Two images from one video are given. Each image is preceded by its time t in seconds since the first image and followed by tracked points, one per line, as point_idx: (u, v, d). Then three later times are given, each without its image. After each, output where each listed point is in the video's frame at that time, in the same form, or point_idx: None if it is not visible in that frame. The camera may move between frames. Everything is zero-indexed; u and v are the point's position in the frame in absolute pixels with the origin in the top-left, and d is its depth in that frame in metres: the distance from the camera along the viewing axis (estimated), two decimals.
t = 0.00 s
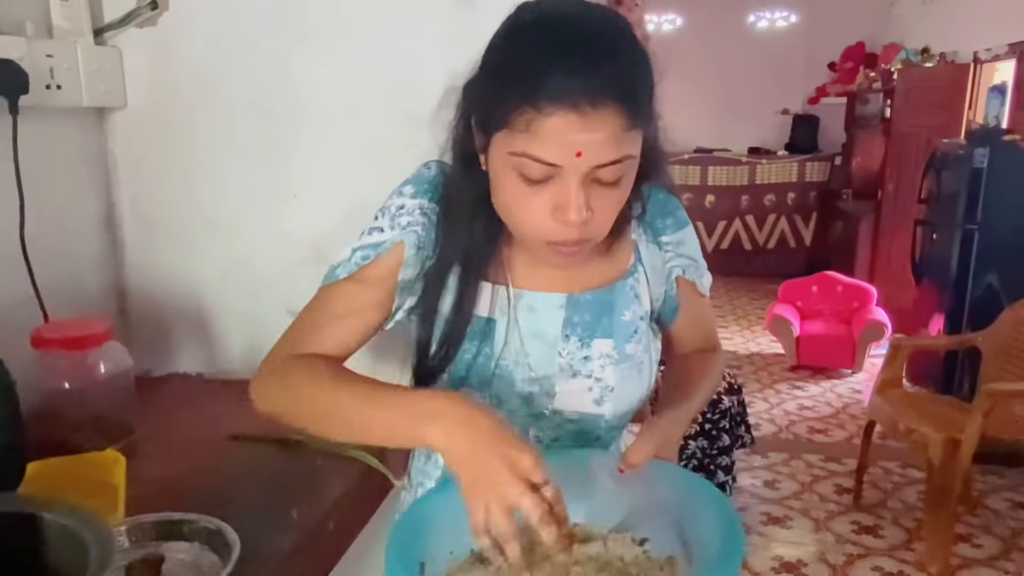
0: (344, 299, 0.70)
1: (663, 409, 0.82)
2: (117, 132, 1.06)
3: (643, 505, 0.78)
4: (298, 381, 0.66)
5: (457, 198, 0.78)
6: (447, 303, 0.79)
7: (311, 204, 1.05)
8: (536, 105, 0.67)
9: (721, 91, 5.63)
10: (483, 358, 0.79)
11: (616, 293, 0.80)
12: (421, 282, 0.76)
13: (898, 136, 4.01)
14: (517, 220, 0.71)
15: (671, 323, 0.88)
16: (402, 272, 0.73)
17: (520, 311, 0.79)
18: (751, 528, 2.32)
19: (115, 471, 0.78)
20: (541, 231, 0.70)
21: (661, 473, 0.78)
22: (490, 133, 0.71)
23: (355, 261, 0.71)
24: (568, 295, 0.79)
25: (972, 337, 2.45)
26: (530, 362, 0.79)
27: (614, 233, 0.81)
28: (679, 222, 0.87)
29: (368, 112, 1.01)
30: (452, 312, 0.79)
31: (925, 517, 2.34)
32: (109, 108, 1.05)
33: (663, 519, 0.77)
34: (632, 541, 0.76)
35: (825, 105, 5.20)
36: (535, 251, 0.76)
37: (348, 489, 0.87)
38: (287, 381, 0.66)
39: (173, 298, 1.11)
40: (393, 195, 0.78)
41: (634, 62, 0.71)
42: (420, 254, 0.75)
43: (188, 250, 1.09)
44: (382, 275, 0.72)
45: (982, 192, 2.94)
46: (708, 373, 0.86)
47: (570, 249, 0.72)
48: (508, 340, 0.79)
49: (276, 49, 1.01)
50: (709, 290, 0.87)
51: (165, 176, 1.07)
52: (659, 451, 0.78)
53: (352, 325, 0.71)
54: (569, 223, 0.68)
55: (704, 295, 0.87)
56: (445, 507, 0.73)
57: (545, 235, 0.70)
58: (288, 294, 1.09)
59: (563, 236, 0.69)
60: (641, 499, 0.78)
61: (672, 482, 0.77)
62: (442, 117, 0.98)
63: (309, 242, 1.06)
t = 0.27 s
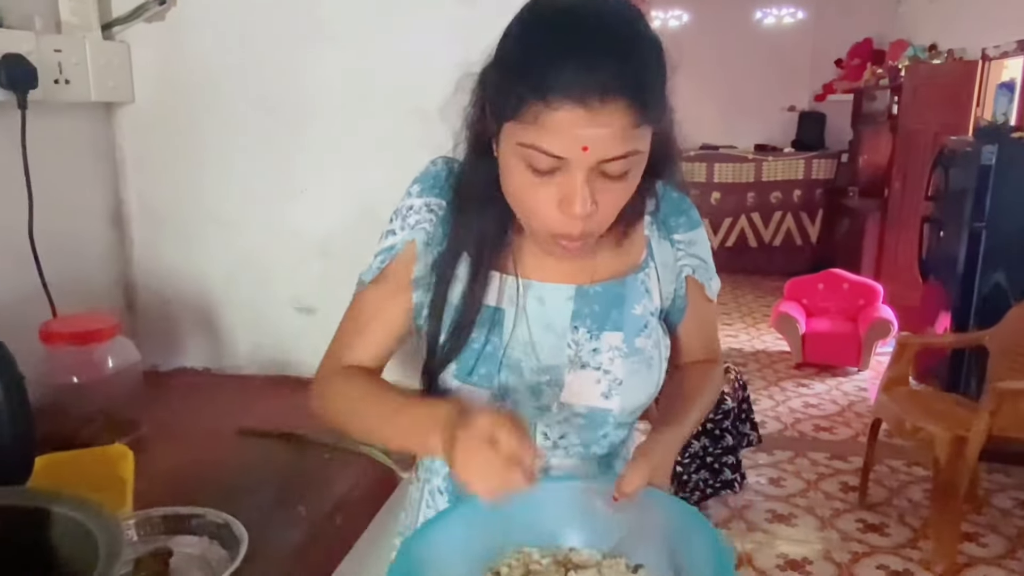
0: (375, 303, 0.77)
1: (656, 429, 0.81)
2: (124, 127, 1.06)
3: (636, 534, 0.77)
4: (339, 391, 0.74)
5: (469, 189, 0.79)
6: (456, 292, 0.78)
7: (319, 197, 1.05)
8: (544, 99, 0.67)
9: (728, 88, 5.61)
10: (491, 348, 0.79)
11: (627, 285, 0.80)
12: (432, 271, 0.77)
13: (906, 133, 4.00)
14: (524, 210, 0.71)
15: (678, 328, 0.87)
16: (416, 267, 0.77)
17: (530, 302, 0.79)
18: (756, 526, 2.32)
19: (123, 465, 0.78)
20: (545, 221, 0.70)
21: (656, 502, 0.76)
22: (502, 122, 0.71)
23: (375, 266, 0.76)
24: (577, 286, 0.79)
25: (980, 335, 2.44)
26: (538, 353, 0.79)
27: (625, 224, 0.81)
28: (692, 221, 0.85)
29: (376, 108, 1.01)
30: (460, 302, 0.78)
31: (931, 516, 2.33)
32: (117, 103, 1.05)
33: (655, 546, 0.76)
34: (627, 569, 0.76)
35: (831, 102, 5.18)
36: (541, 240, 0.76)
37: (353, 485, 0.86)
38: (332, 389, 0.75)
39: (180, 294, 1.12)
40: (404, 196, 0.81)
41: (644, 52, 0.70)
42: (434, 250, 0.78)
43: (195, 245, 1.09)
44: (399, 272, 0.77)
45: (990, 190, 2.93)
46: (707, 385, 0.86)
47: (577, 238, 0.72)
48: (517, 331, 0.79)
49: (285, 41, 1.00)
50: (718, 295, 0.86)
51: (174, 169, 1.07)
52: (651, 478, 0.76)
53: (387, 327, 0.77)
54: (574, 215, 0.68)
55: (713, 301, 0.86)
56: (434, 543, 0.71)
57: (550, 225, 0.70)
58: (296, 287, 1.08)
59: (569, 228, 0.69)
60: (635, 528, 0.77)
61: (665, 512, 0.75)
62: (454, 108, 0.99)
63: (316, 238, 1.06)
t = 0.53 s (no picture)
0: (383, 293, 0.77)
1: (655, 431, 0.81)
2: (129, 123, 1.06)
3: (624, 536, 0.77)
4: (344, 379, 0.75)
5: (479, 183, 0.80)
6: (463, 283, 0.79)
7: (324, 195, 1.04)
8: (547, 89, 0.68)
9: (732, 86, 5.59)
10: (496, 337, 0.79)
11: (635, 277, 0.79)
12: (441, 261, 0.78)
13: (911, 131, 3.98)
14: (525, 197, 0.71)
15: (687, 327, 0.86)
16: (421, 260, 0.77)
17: (537, 292, 0.78)
18: (759, 524, 2.32)
19: (127, 462, 0.78)
20: (542, 209, 0.71)
21: (646, 507, 0.76)
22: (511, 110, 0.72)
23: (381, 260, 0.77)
24: (584, 276, 0.78)
25: (985, 334, 2.43)
26: (544, 342, 0.79)
27: (635, 218, 0.81)
28: (701, 219, 0.84)
29: (381, 103, 1.00)
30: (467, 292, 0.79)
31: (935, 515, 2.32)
32: (121, 99, 1.05)
33: (641, 547, 0.76)
34: (612, 569, 0.75)
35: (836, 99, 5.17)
36: (549, 234, 0.77)
37: (358, 483, 0.86)
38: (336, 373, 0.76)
39: (184, 290, 1.11)
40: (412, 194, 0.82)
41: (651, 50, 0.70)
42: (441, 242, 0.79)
43: (200, 242, 1.09)
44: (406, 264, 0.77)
45: (996, 188, 2.92)
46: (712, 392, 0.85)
47: (575, 231, 0.73)
48: (523, 320, 0.79)
49: (291, 38, 1.00)
50: (727, 296, 0.85)
51: (179, 165, 1.07)
52: (642, 481, 0.76)
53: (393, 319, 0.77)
54: (568, 204, 0.69)
55: (722, 301, 0.85)
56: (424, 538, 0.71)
57: (546, 214, 0.70)
58: (301, 284, 1.08)
59: (565, 216, 0.70)
60: (623, 531, 0.77)
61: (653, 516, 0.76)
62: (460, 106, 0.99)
63: (321, 234, 1.06)
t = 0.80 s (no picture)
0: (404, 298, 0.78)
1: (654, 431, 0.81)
2: (135, 120, 1.06)
3: (605, 536, 0.78)
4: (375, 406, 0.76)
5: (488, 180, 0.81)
6: (470, 275, 0.79)
7: (328, 193, 1.04)
8: (543, 74, 0.68)
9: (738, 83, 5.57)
10: (502, 328, 0.79)
11: (643, 272, 0.79)
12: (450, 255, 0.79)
13: (918, 129, 3.96)
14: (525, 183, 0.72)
15: (699, 330, 0.84)
16: (437, 258, 0.78)
17: (544, 286, 0.79)
18: (764, 523, 2.31)
19: (134, 458, 0.78)
20: (542, 193, 0.70)
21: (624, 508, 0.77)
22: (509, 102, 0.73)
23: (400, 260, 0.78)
24: (592, 272, 0.78)
25: (992, 333, 2.42)
26: (551, 334, 0.78)
27: (646, 215, 0.81)
28: (713, 220, 0.83)
29: (387, 100, 1.00)
30: (474, 284, 0.79)
31: (941, 514, 2.32)
32: (128, 96, 1.05)
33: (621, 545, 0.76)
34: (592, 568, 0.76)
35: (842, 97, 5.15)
36: (551, 219, 0.76)
37: (364, 480, 0.86)
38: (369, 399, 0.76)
39: (191, 287, 1.11)
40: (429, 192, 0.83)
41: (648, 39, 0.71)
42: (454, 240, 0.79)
43: (206, 239, 1.09)
44: (423, 261, 0.78)
45: (1003, 186, 2.91)
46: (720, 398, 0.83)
47: (576, 215, 0.72)
48: (530, 313, 0.79)
49: (296, 36, 1.00)
50: (744, 300, 0.83)
51: (184, 162, 1.07)
52: (621, 480, 0.77)
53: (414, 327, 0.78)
54: (566, 187, 0.68)
55: (739, 305, 0.83)
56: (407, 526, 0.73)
57: (545, 197, 0.70)
58: (306, 281, 1.08)
59: (563, 200, 0.69)
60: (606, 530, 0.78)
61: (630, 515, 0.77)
62: (468, 100, 0.98)
63: (327, 231, 1.06)
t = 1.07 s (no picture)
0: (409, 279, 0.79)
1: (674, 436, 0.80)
2: (145, 117, 1.06)
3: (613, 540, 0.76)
4: (373, 384, 0.76)
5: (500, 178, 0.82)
6: (479, 269, 0.80)
7: (336, 191, 1.04)
8: (538, 64, 0.69)
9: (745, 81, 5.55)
10: (510, 323, 0.80)
11: (655, 269, 0.79)
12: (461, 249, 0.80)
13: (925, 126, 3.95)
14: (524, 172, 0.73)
15: (716, 331, 0.84)
16: (447, 250, 0.79)
17: (554, 281, 0.79)
18: (771, 522, 2.31)
19: (145, 454, 0.78)
20: (539, 181, 0.71)
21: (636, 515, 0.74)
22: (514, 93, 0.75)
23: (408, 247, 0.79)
24: (602, 268, 0.78)
25: (1001, 332, 2.41)
26: (559, 330, 0.78)
27: (660, 212, 0.81)
28: (728, 218, 0.82)
29: (395, 97, 1.00)
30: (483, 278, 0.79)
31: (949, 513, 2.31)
32: (138, 93, 1.05)
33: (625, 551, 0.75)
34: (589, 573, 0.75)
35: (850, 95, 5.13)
36: (555, 218, 0.76)
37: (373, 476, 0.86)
38: (366, 378, 0.77)
39: (201, 284, 1.12)
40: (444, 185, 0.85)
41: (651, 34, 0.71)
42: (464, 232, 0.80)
43: (214, 236, 1.09)
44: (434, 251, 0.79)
45: (1012, 184, 2.90)
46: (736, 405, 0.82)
47: (572, 207, 0.72)
48: (540, 308, 0.79)
49: (304, 33, 1.00)
50: (762, 302, 0.82)
51: (192, 161, 1.07)
52: (636, 484, 0.75)
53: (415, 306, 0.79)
54: (560, 175, 0.69)
55: (757, 307, 0.82)
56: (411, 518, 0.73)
57: (540, 184, 0.71)
58: (315, 279, 1.08)
59: (558, 189, 0.70)
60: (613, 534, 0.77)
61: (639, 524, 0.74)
62: (476, 96, 0.98)
63: (335, 229, 1.06)
